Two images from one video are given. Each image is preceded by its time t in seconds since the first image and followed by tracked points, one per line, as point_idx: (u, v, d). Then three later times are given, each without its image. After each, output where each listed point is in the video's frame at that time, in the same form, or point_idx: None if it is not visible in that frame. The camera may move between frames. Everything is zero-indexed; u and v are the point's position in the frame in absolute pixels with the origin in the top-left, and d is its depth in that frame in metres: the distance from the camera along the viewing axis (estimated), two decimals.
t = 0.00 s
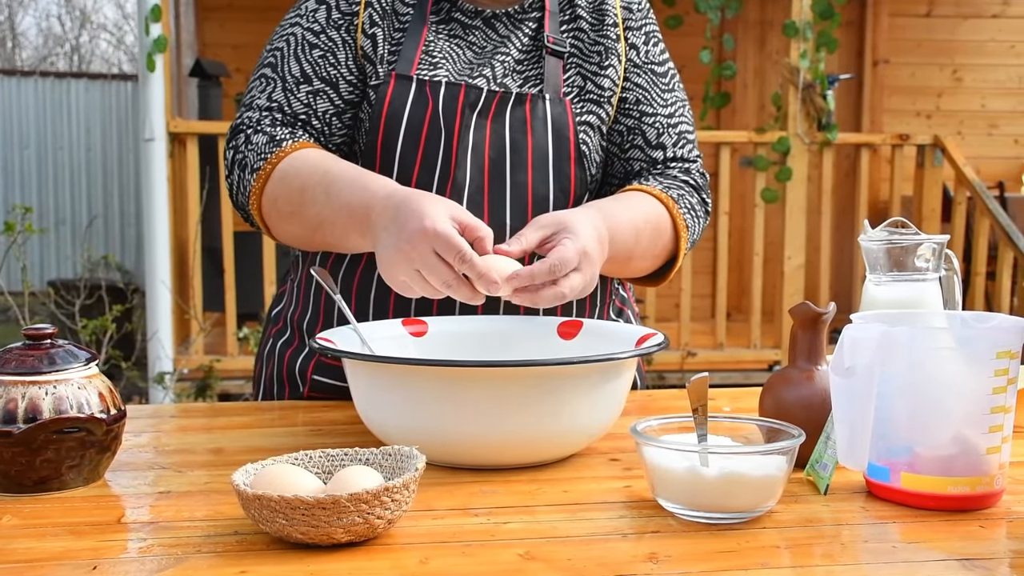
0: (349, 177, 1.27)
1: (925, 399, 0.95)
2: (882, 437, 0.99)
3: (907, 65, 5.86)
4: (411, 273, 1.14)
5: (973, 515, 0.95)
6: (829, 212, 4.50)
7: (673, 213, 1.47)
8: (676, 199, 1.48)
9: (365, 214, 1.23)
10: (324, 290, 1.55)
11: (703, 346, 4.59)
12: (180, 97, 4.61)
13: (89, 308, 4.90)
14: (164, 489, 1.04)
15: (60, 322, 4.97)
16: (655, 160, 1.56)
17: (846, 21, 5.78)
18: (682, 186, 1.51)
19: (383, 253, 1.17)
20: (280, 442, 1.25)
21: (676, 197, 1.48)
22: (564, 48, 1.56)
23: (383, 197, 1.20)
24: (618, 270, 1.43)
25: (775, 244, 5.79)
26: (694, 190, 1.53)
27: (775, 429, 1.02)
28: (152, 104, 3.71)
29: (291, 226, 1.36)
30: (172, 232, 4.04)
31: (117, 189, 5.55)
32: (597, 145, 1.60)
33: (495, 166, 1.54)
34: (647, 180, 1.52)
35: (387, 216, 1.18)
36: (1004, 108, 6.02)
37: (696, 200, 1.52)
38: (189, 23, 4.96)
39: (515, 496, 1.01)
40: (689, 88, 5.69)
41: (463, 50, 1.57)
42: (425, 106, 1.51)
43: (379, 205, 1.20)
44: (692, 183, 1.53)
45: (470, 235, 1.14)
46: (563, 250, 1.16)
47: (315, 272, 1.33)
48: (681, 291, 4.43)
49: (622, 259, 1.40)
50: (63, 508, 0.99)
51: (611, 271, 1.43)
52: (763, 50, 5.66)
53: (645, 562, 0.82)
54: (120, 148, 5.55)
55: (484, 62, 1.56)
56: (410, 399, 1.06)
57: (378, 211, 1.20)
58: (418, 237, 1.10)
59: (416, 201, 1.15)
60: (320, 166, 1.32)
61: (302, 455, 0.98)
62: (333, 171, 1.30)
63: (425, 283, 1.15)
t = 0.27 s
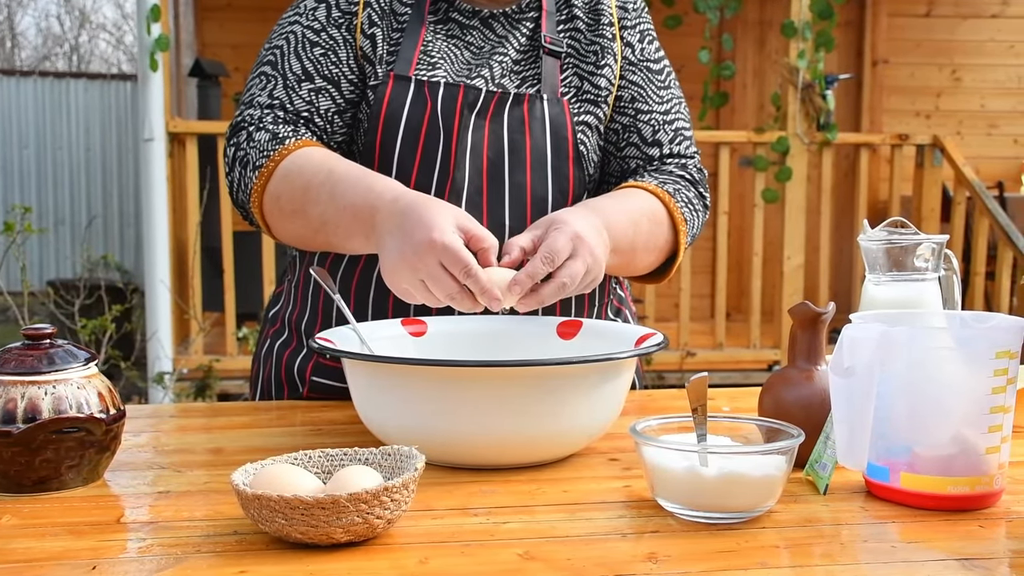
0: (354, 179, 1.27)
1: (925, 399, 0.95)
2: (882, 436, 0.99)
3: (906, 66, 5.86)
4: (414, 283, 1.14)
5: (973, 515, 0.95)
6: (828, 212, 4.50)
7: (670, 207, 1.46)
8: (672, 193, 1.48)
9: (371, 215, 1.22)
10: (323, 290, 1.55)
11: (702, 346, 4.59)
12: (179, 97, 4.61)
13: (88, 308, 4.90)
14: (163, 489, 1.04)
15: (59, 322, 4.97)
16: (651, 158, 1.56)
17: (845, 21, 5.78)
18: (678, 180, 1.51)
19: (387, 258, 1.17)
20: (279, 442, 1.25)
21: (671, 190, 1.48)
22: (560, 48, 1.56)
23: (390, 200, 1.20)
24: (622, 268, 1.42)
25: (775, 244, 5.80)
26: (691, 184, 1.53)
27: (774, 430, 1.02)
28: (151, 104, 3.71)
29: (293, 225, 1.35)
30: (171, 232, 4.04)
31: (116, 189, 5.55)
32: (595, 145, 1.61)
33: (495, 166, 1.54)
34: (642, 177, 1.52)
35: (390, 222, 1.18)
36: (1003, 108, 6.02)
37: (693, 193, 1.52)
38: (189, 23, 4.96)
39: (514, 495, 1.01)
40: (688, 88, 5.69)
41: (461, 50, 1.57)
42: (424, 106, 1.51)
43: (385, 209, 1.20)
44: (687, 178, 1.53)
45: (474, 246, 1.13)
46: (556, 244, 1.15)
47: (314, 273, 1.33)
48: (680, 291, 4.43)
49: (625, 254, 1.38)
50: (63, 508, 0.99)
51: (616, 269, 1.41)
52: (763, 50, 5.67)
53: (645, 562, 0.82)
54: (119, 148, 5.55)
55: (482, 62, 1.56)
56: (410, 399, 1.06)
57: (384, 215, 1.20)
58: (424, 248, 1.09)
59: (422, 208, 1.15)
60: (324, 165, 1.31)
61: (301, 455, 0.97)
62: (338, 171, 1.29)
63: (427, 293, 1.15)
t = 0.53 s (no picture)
0: (351, 181, 1.26)
1: (925, 399, 0.95)
2: (882, 436, 0.99)
3: (906, 66, 5.86)
4: (413, 292, 1.13)
5: (974, 515, 0.95)
6: (828, 212, 4.49)
7: (672, 202, 1.45)
8: (673, 186, 1.47)
9: (366, 217, 1.21)
10: (323, 289, 1.55)
11: (702, 346, 4.59)
12: (179, 97, 4.61)
13: (89, 308, 4.91)
14: (163, 489, 1.04)
15: (60, 322, 4.97)
16: (649, 153, 1.56)
17: (845, 21, 5.78)
18: (678, 174, 1.50)
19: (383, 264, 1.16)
20: (279, 442, 1.25)
21: (672, 184, 1.47)
22: (559, 48, 1.56)
23: (387, 203, 1.18)
24: (629, 266, 1.41)
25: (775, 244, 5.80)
26: (692, 177, 1.51)
27: (774, 429, 1.02)
28: (151, 104, 3.71)
29: (290, 222, 1.34)
30: (171, 231, 4.04)
31: (116, 189, 5.55)
32: (594, 145, 1.61)
33: (494, 166, 1.54)
34: (642, 173, 1.51)
35: (387, 227, 1.16)
36: (1003, 108, 6.02)
37: (694, 186, 1.50)
38: (189, 23, 4.96)
39: (515, 495, 1.01)
40: (688, 88, 5.69)
41: (459, 51, 1.57)
42: (423, 106, 1.51)
43: (382, 213, 1.18)
44: (688, 171, 1.52)
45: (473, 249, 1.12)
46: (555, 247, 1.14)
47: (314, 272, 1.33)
48: (681, 291, 4.43)
49: (630, 247, 1.36)
50: (63, 508, 0.99)
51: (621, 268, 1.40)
52: (763, 50, 5.67)
53: (645, 562, 0.82)
54: (120, 148, 5.56)
55: (481, 63, 1.56)
56: (410, 399, 1.06)
57: (381, 219, 1.18)
58: (422, 258, 1.08)
59: (419, 213, 1.13)
60: (323, 163, 1.30)
61: (302, 455, 0.97)
62: (336, 170, 1.28)
63: (426, 301, 1.14)
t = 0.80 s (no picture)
0: (340, 183, 1.26)
1: (924, 400, 0.95)
2: (881, 437, 0.99)
3: (906, 66, 5.86)
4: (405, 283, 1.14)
5: (974, 515, 0.95)
6: (827, 211, 4.49)
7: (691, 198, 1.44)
8: (687, 179, 1.46)
9: (352, 217, 1.22)
10: (322, 289, 1.55)
11: (702, 346, 4.59)
12: (178, 96, 4.61)
13: (88, 307, 4.91)
14: (163, 489, 1.04)
15: (59, 322, 4.96)
16: (655, 146, 1.55)
17: (844, 21, 5.77)
18: (688, 166, 1.49)
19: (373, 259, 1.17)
20: (279, 442, 1.25)
21: (687, 178, 1.46)
22: (559, 48, 1.55)
23: (376, 201, 1.20)
24: (647, 269, 1.41)
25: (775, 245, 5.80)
26: (701, 167, 1.51)
27: (774, 429, 1.02)
28: (151, 105, 3.71)
29: (275, 220, 1.32)
30: (171, 232, 4.04)
31: (116, 189, 5.56)
32: (595, 143, 1.60)
33: (493, 166, 1.55)
34: (653, 170, 1.50)
35: (375, 222, 1.18)
36: (1003, 109, 6.03)
37: (706, 176, 1.50)
38: (188, 23, 4.96)
39: (515, 495, 1.01)
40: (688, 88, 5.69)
41: (458, 51, 1.57)
42: (422, 106, 1.51)
43: (370, 211, 1.19)
44: (697, 161, 1.52)
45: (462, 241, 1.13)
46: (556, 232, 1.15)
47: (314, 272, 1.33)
48: (681, 291, 4.43)
49: (654, 249, 1.37)
50: (62, 508, 0.99)
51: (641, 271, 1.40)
52: (762, 50, 5.67)
53: (644, 561, 0.82)
54: (119, 148, 5.56)
55: (480, 62, 1.56)
56: (409, 399, 1.06)
57: (368, 216, 1.19)
58: (419, 236, 1.11)
59: (411, 206, 1.16)
60: (314, 162, 1.30)
61: (301, 455, 0.97)
62: (326, 170, 1.29)
63: (422, 292, 1.14)
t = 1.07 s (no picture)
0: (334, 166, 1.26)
1: (923, 400, 0.95)
2: (880, 437, 0.99)
3: (905, 66, 5.86)
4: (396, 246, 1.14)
5: (973, 515, 0.95)
6: (826, 211, 4.49)
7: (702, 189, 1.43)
8: (693, 165, 1.45)
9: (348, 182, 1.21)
10: (322, 289, 1.55)
11: (702, 346, 4.59)
12: (178, 96, 4.61)
13: (88, 308, 4.91)
14: (162, 489, 1.04)
15: (58, 322, 4.96)
16: (659, 138, 1.54)
17: (844, 21, 5.77)
18: (694, 153, 1.48)
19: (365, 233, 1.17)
20: (278, 442, 1.25)
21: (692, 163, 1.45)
22: (555, 47, 1.56)
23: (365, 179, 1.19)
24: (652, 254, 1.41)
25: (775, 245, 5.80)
26: (707, 154, 1.49)
27: (773, 430, 1.02)
28: (150, 105, 3.71)
29: (265, 208, 1.33)
30: (170, 232, 4.04)
31: (115, 189, 5.56)
32: (592, 141, 1.60)
33: (489, 164, 1.54)
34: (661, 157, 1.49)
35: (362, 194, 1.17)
36: (1002, 109, 6.03)
37: (712, 163, 1.48)
38: (187, 23, 4.96)
39: (514, 495, 1.01)
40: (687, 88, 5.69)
41: (455, 51, 1.58)
42: (419, 106, 1.51)
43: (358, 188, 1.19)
44: (702, 149, 1.50)
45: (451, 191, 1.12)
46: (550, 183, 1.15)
47: (313, 271, 1.34)
48: (680, 291, 4.43)
49: (664, 227, 1.36)
50: (62, 508, 0.99)
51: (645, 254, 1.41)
52: (762, 50, 5.67)
53: (643, 561, 0.82)
54: (119, 148, 5.56)
55: (476, 61, 1.57)
56: (408, 399, 1.06)
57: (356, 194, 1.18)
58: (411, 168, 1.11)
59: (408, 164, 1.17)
60: (308, 151, 1.30)
61: (301, 455, 0.97)
62: (321, 159, 1.27)
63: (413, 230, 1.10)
